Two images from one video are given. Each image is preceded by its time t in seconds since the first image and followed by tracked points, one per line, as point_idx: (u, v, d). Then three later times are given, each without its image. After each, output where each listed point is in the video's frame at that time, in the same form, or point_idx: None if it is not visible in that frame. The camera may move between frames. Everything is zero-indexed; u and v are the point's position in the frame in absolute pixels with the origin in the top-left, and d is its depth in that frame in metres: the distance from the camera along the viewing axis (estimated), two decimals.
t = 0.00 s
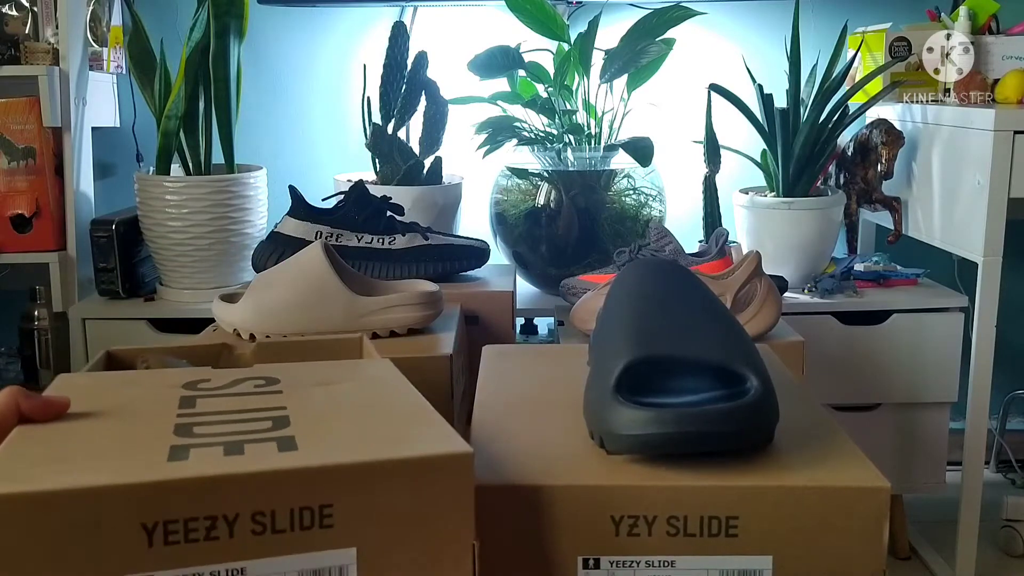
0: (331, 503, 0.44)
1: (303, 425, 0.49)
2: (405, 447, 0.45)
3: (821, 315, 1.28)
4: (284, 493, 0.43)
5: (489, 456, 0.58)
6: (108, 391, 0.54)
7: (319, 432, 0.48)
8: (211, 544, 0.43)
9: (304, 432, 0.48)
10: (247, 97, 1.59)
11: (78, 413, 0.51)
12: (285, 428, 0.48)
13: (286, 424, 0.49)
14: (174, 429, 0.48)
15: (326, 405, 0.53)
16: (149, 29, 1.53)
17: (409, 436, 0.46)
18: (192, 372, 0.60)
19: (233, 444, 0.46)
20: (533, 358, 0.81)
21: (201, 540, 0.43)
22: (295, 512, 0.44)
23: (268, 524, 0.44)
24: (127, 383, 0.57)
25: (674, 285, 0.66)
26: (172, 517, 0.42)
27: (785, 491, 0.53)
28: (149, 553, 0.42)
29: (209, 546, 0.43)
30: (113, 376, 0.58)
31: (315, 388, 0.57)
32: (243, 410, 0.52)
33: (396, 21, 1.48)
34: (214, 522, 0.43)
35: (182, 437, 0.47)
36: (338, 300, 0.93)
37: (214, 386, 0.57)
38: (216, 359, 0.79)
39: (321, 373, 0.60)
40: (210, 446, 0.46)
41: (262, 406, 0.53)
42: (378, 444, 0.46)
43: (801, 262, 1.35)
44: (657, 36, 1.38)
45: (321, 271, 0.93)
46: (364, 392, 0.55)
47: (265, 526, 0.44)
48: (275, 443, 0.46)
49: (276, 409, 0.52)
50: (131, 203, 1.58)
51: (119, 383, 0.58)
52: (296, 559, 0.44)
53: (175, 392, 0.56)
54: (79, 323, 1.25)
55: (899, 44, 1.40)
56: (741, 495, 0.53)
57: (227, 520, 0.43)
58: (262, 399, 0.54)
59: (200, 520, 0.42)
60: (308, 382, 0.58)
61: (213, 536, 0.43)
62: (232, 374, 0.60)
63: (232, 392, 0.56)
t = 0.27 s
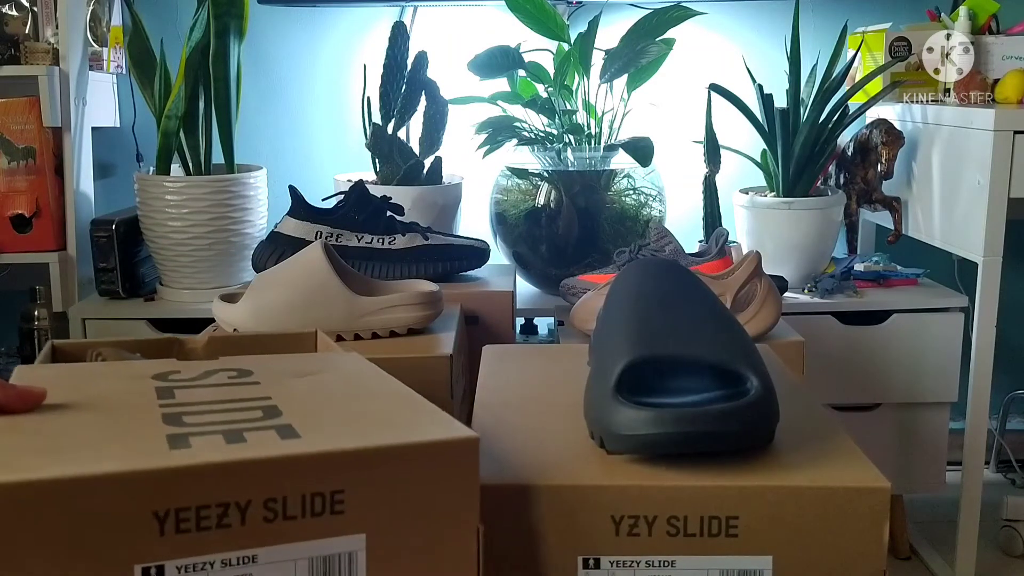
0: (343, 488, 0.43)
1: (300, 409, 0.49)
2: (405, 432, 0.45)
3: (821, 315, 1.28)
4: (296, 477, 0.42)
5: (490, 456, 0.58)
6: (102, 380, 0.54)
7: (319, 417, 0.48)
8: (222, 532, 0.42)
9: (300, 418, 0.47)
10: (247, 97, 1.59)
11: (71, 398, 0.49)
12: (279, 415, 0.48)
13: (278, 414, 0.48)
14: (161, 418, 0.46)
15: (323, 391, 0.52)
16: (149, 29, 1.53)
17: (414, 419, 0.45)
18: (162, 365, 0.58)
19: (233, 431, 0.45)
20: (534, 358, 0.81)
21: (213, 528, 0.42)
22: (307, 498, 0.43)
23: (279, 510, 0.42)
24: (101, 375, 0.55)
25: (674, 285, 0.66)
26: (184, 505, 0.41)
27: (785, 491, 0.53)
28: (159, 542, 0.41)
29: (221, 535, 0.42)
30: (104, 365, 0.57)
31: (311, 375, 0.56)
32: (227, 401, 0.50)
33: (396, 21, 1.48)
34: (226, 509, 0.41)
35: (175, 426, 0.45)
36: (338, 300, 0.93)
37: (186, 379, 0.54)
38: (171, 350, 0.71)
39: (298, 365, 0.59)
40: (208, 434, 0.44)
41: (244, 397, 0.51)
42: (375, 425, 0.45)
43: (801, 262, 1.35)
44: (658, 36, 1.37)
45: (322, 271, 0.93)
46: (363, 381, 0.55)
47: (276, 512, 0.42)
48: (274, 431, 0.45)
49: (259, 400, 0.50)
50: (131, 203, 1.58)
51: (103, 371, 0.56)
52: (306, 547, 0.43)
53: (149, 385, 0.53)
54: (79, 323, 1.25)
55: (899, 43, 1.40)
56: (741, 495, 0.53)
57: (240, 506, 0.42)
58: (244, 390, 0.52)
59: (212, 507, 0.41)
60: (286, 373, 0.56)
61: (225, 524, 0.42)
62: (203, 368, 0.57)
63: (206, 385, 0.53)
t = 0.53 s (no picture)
0: (327, 486, 0.40)
1: (289, 402, 0.45)
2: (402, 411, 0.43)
3: (821, 315, 1.28)
4: (273, 471, 0.38)
5: (489, 456, 0.58)
6: (82, 365, 0.51)
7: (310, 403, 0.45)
8: (198, 530, 0.38)
9: (284, 413, 0.43)
10: (247, 97, 1.59)
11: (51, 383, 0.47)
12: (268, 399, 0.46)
13: (260, 407, 0.44)
14: (139, 410, 0.43)
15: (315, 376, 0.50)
16: (149, 29, 1.53)
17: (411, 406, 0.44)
18: (146, 354, 0.55)
19: (214, 423, 0.41)
20: (534, 358, 0.81)
21: (188, 525, 0.38)
22: (289, 495, 0.39)
23: (259, 507, 0.39)
24: (82, 361, 0.52)
25: (674, 285, 0.66)
26: (157, 501, 0.37)
27: (785, 491, 0.53)
28: (132, 539, 0.37)
29: (196, 532, 0.38)
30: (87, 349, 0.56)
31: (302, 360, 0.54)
32: (210, 392, 0.46)
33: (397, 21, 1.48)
34: (203, 506, 0.38)
35: (152, 419, 0.41)
36: (338, 300, 0.93)
37: (171, 369, 0.51)
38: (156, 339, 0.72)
39: (287, 355, 0.55)
40: (186, 428, 0.41)
41: (228, 389, 0.47)
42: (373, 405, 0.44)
43: (801, 262, 1.35)
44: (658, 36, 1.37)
45: (322, 271, 0.93)
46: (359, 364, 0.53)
47: (256, 509, 0.39)
48: (256, 425, 0.41)
49: (243, 392, 0.47)
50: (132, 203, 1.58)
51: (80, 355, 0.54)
52: (287, 545, 0.40)
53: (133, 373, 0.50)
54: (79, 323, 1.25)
55: (899, 43, 1.40)
56: (740, 495, 0.53)
57: (217, 503, 0.38)
58: (228, 380, 0.49)
59: (188, 504, 0.38)
60: (272, 363, 0.53)
61: (202, 521, 0.38)
62: (186, 357, 0.54)
63: (191, 375, 0.50)
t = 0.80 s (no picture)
0: (324, 481, 0.40)
1: (286, 397, 0.45)
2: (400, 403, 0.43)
3: (821, 315, 1.28)
4: (270, 469, 0.38)
5: (490, 456, 0.58)
6: (80, 364, 0.51)
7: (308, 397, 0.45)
8: (197, 525, 0.38)
9: (283, 408, 0.43)
10: (247, 97, 1.59)
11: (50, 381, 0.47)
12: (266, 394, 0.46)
13: (258, 402, 0.44)
14: (135, 406, 0.43)
15: (313, 369, 0.50)
16: (149, 29, 1.53)
17: (411, 402, 0.44)
18: (141, 351, 0.55)
19: (211, 419, 0.41)
20: (534, 358, 0.81)
21: (186, 521, 0.38)
22: (287, 490, 0.39)
23: (257, 502, 0.39)
24: (80, 359, 0.52)
25: (674, 286, 0.66)
26: (156, 496, 0.37)
27: (785, 491, 0.53)
28: (130, 535, 0.37)
29: (195, 528, 0.38)
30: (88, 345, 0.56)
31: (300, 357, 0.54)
32: (207, 388, 0.46)
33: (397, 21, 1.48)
34: (201, 501, 0.38)
35: (149, 414, 0.42)
36: (338, 300, 0.93)
37: (168, 365, 0.51)
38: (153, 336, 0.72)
39: (282, 351, 0.55)
40: (185, 422, 0.41)
41: (225, 385, 0.47)
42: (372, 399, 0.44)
43: (801, 262, 1.35)
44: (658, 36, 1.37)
45: (322, 271, 0.93)
46: (356, 359, 0.53)
47: (254, 504, 0.39)
48: (254, 420, 0.41)
49: (242, 388, 0.47)
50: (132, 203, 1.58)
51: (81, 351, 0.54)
52: (284, 541, 0.40)
53: (130, 370, 0.50)
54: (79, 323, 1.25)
55: (899, 43, 1.40)
56: (740, 495, 0.53)
57: (215, 498, 0.38)
58: (225, 376, 0.49)
59: (186, 500, 0.38)
60: (268, 360, 0.53)
61: (200, 516, 0.38)
62: (183, 354, 0.54)
63: (189, 371, 0.50)
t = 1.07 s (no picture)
0: (324, 481, 0.40)
1: (286, 395, 0.45)
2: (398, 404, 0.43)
3: (821, 315, 1.28)
4: (272, 470, 0.38)
5: (489, 456, 0.58)
6: (81, 364, 0.51)
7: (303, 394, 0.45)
8: (196, 526, 0.38)
9: (283, 406, 0.43)
10: (247, 97, 1.59)
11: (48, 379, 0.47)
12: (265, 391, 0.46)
13: (258, 400, 0.44)
14: (135, 404, 0.43)
15: (308, 367, 0.50)
16: (149, 29, 1.53)
17: (411, 401, 0.44)
18: (138, 347, 0.55)
19: (210, 417, 0.41)
20: (534, 358, 0.81)
21: (186, 521, 0.38)
22: (285, 490, 0.39)
23: (257, 503, 0.39)
24: (78, 356, 0.52)
25: (674, 286, 0.66)
26: (156, 497, 0.37)
27: (785, 491, 0.53)
28: (130, 535, 0.37)
29: (195, 529, 0.38)
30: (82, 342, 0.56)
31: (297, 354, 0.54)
32: (206, 385, 0.46)
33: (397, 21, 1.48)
34: (200, 502, 0.38)
35: (150, 413, 0.41)
36: (338, 300, 0.93)
37: (166, 361, 0.51)
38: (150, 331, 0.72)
39: (279, 348, 0.55)
40: (186, 421, 0.41)
41: (224, 381, 0.47)
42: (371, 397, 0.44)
43: (801, 262, 1.35)
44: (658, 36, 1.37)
45: (322, 271, 0.93)
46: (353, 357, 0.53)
47: (253, 505, 0.39)
48: (253, 419, 0.41)
49: (241, 385, 0.47)
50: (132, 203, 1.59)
51: (75, 347, 0.54)
52: (282, 542, 0.40)
53: (127, 366, 0.50)
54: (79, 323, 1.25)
55: (899, 43, 1.40)
56: (741, 495, 0.53)
57: (215, 499, 0.38)
58: (223, 373, 0.49)
59: (186, 500, 0.37)
60: (265, 356, 0.53)
61: (200, 517, 0.38)
62: (180, 350, 0.54)
63: (187, 368, 0.50)
